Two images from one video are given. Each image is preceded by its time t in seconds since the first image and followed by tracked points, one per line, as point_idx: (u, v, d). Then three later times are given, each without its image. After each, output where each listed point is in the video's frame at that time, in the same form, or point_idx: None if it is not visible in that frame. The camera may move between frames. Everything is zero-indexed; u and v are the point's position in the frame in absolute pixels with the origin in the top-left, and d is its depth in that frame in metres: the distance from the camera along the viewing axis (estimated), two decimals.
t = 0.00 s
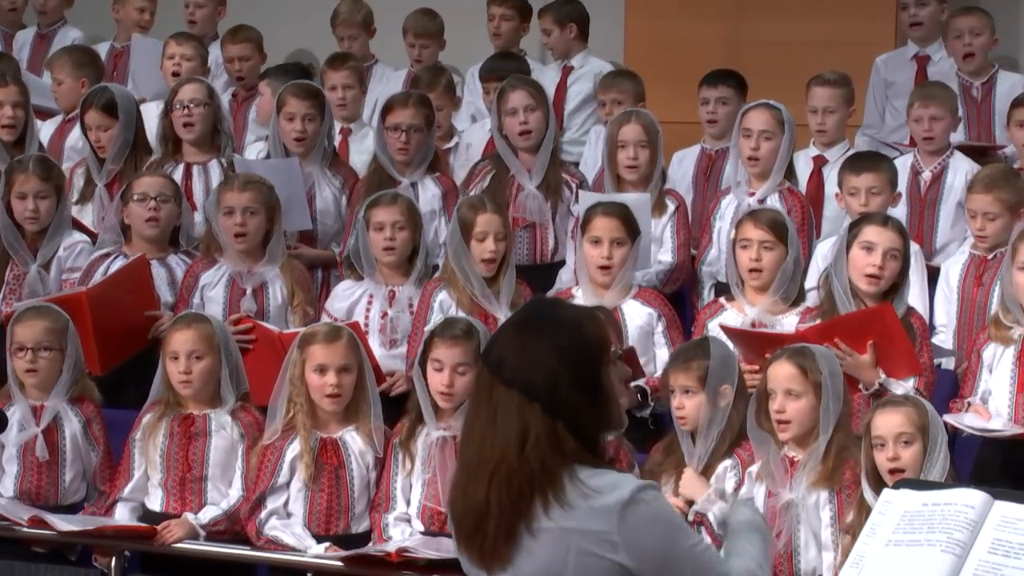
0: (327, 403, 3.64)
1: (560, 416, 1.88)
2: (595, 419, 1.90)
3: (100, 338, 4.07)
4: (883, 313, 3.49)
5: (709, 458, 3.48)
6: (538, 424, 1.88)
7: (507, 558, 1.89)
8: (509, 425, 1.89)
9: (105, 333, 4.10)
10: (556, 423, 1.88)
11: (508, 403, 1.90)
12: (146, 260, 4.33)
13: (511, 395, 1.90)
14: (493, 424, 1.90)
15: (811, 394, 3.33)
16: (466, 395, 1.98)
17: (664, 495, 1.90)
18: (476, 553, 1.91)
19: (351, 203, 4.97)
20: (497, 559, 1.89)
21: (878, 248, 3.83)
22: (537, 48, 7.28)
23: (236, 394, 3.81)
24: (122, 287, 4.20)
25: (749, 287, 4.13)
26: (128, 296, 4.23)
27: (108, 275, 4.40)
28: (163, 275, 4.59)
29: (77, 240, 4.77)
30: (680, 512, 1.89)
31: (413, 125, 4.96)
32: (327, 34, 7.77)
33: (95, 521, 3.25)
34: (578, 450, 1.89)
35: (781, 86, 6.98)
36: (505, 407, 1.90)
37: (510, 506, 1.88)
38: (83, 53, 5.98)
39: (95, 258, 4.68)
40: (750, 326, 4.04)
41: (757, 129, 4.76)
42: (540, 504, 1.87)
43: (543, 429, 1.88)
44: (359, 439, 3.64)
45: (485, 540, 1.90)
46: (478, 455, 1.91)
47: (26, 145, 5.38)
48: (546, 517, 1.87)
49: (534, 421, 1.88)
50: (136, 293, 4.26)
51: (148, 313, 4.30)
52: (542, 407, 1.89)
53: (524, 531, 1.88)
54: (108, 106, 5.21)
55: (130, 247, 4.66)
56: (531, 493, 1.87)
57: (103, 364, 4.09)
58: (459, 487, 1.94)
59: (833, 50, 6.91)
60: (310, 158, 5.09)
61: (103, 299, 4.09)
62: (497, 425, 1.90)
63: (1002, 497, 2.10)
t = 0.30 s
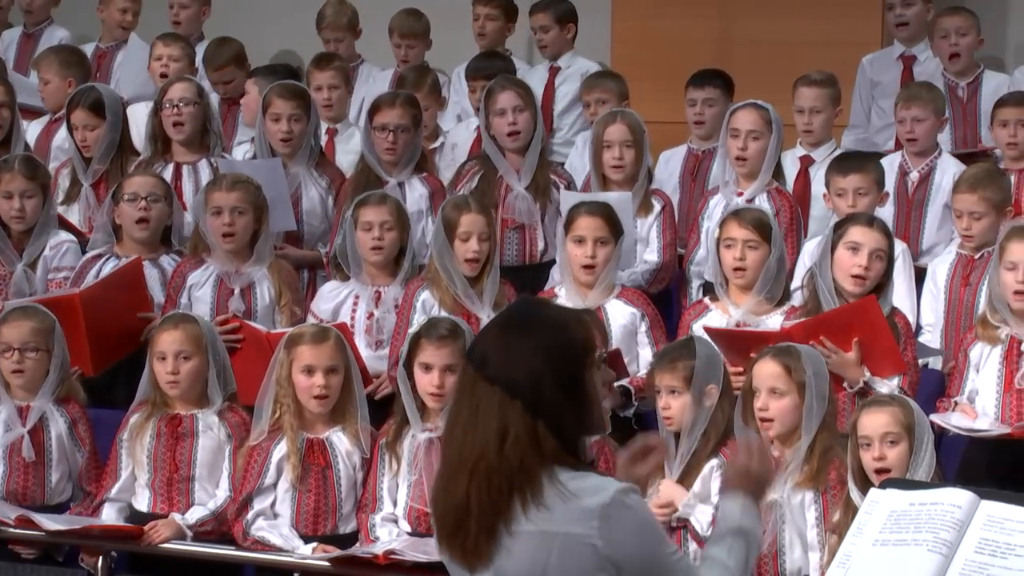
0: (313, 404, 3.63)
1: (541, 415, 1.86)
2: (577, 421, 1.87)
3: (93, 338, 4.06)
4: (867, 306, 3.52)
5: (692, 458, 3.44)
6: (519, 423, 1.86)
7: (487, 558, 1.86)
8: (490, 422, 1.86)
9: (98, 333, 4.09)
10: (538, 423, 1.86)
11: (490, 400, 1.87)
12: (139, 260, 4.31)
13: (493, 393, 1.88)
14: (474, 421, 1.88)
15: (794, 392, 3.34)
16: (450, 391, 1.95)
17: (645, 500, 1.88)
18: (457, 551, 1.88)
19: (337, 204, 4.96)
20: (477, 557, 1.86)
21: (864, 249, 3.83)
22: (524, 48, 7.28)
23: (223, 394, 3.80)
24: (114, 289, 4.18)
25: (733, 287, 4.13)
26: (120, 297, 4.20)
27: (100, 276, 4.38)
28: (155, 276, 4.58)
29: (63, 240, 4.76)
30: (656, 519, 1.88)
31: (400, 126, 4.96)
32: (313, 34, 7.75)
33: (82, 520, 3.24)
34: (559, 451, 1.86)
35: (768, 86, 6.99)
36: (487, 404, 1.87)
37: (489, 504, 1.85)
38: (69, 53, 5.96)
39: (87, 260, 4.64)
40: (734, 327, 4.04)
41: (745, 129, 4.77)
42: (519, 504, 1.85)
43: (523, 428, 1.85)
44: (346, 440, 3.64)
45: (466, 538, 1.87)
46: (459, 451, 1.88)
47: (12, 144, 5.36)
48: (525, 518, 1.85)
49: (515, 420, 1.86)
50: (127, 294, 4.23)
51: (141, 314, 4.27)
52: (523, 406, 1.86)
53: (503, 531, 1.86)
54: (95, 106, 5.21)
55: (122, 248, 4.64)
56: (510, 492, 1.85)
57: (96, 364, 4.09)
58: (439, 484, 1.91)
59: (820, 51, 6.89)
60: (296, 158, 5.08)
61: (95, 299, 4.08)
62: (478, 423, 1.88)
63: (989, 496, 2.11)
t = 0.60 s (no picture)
0: (300, 404, 3.62)
1: (531, 415, 1.83)
2: (566, 422, 1.85)
3: (77, 336, 4.06)
4: (857, 307, 3.53)
5: (679, 457, 3.49)
6: (509, 422, 1.83)
7: (473, 558, 1.84)
8: (480, 422, 1.84)
9: (83, 332, 4.08)
10: (528, 422, 1.83)
11: (480, 400, 1.85)
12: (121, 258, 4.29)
13: (483, 392, 1.86)
14: (463, 421, 1.86)
15: (779, 392, 3.34)
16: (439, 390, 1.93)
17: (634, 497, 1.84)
18: (443, 551, 1.86)
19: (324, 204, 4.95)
20: (463, 557, 1.84)
21: (852, 248, 3.83)
22: (511, 47, 7.28)
23: (212, 395, 3.79)
24: (99, 288, 4.17)
25: (719, 287, 4.13)
26: (105, 295, 4.20)
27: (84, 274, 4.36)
28: (138, 273, 4.58)
29: (50, 240, 4.76)
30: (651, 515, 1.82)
31: (387, 125, 4.95)
32: (300, 34, 7.74)
33: (70, 520, 3.23)
34: (548, 452, 1.84)
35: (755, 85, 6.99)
36: (477, 403, 1.85)
37: (477, 504, 1.83)
38: (57, 52, 5.94)
39: (69, 259, 4.65)
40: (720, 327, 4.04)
41: (734, 129, 4.76)
42: (506, 504, 1.82)
43: (513, 427, 1.83)
44: (332, 439, 3.63)
45: (453, 538, 1.85)
46: (448, 450, 1.86)
47: None
48: (512, 518, 1.82)
49: (505, 419, 1.83)
50: (111, 292, 4.22)
51: (124, 312, 4.26)
52: (514, 405, 1.84)
53: (490, 531, 1.83)
54: (87, 106, 5.20)
55: (102, 246, 4.64)
56: (498, 492, 1.82)
57: (83, 362, 4.09)
58: (427, 483, 1.89)
59: (807, 50, 6.89)
60: (283, 158, 5.07)
61: (79, 298, 4.07)
62: (467, 421, 1.85)
63: (975, 496, 2.14)
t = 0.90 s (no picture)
0: (287, 404, 3.62)
1: (519, 415, 1.80)
2: (555, 424, 1.82)
3: (56, 336, 4.05)
4: (844, 306, 3.54)
5: (666, 456, 3.49)
6: (497, 424, 1.80)
7: (460, 560, 1.80)
8: (467, 424, 1.81)
9: (62, 332, 4.08)
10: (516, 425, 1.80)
11: (468, 402, 1.82)
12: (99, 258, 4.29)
13: (472, 394, 1.83)
14: (452, 422, 1.83)
15: (765, 392, 3.34)
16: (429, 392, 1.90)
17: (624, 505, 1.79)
18: (430, 553, 1.83)
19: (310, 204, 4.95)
20: (449, 559, 1.81)
21: (839, 248, 3.84)
22: (498, 47, 7.28)
23: (200, 396, 3.78)
24: (78, 288, 4.17)
25: (706, 287, 4.13)
26: (83, 296, 4.19)
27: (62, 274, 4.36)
28: (115, 274, 4.56)
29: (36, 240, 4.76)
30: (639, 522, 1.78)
31: (374, 125, 4.95)
32: (287, 34, 7.73)
33: (56, 520, 3.21)
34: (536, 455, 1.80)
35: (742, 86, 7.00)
36: (465, 405, 1.82)
37: (464, 505, 1.79)
38: (43, 52, 5.93)
39: (44, 258, 4.64)
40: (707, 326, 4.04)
41: (722, 129, 4.77)
42: (493, 507, 1.79)
43: (500, 428, 1.80)
44: (319, 439, 3.63)
45: (439, 540, 1.82)
46: (437, 451, 1.83)
47: None
48: (499, 521, 1.79)
49: (493, 421, 1.80)
50: (90, 292, 4.22)
51: (101, 312, 4.26)
52: (501, 407, 1.81)
53: (477, 534, 1.79)
54: (78, 104, 5.20)
55: (78, 246, 4.63)
56: (485, 494, 1.79)
57: (60, 364, 4.07)
58: (415, 484, 1.86)
59: (793, 50, 6.90)
60: (269, 158, 5.06)
61: (58, 297, 4.06)
62: (455, 422, 1.83)
63: (963, 494, 2.11)
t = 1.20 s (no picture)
0: (274, 406, 3.62)
1: (511, 416, 1.83)
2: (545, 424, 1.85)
3: (46, 336, 4.03)
4: (829, 304, 3.53)
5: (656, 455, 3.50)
6: (488, 423, 1.82)
7: (449, 558, 1.82)
8: (458, 423, 1.83)
9: (52, 332, 4.06)
10: (507, 425, 1.83)
11: (460, 402, 1.84)
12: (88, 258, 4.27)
13: (464, 394, 1.85)
14: (443, 421, 1.85)
15: (753, 392, 3.35)
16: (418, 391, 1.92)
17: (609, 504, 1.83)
18: (419, 551, 1.85)
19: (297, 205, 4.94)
20: (438, 557, 1.83)
21: (826, 249, 3.85)
22: (485, 47, 7.28)
23: (188, 396, 3.78)
24: (67, 288, 4.15)
25: (692, 288, 4.14)
26: (72, 298, 4.18)
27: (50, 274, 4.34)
28: (103, 273, 4.54)
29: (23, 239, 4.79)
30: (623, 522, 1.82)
31: (361, 126, 4.95)
32: (274, 34, 7.73)
33: (42, 520, 3.20)
34: (527, 454, 1.83)
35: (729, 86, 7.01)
36: (456, 404, 1.84)
37: (455, 504, 1.82)
38: (31, 51, 5.91)
39: (32, 259, 4.64)
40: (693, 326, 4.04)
41: (711, 130, 4.76)
42: (483, 505, 1.81)
43: (491, 427, 1.82)
44: (306, 440, 3.63)
45: (428, 538, 1.83)
46: (428, 450, 1.85)
47: None
48: (488, 521, 1.81)
49: (484, 420, 1.82)
50: (80, 291, 4.21)
51: (90, 311, 4.26)
52: (493, 406, 1.83)
53: (466, 532, 1.82)
54: (68, 104, 5.19)
55: (67, 247, 4.62)
56: (476, 493, 1.81)
57: (51, 364, 4.06)
58: (405, 482, 1.87)
59: (779, 50, 6.91)
60: (255, 158, 5.05)
61: (48, 297, 4.04)
62: (447, 422, 1.85)
63: (950, 493, 2.12)
